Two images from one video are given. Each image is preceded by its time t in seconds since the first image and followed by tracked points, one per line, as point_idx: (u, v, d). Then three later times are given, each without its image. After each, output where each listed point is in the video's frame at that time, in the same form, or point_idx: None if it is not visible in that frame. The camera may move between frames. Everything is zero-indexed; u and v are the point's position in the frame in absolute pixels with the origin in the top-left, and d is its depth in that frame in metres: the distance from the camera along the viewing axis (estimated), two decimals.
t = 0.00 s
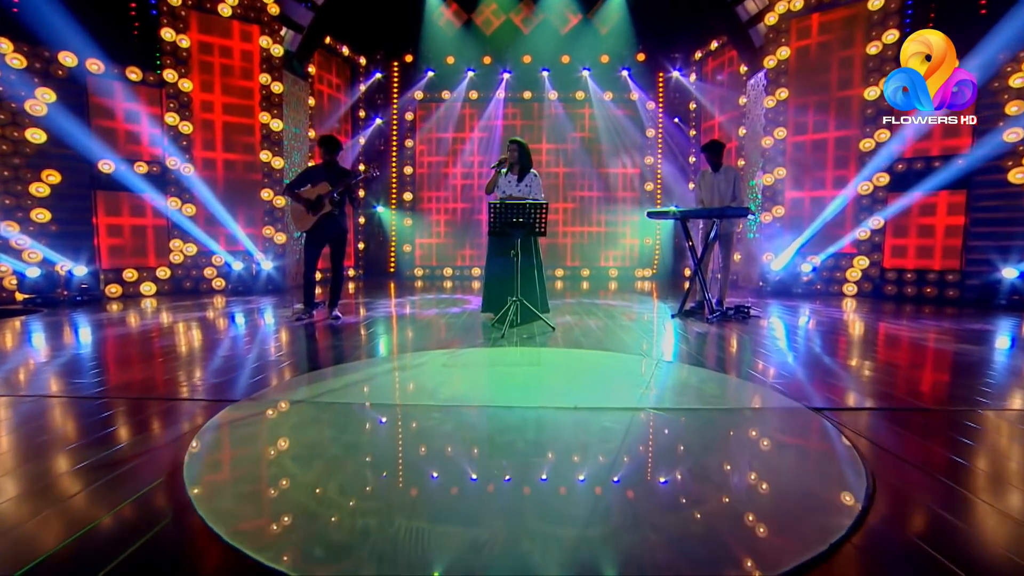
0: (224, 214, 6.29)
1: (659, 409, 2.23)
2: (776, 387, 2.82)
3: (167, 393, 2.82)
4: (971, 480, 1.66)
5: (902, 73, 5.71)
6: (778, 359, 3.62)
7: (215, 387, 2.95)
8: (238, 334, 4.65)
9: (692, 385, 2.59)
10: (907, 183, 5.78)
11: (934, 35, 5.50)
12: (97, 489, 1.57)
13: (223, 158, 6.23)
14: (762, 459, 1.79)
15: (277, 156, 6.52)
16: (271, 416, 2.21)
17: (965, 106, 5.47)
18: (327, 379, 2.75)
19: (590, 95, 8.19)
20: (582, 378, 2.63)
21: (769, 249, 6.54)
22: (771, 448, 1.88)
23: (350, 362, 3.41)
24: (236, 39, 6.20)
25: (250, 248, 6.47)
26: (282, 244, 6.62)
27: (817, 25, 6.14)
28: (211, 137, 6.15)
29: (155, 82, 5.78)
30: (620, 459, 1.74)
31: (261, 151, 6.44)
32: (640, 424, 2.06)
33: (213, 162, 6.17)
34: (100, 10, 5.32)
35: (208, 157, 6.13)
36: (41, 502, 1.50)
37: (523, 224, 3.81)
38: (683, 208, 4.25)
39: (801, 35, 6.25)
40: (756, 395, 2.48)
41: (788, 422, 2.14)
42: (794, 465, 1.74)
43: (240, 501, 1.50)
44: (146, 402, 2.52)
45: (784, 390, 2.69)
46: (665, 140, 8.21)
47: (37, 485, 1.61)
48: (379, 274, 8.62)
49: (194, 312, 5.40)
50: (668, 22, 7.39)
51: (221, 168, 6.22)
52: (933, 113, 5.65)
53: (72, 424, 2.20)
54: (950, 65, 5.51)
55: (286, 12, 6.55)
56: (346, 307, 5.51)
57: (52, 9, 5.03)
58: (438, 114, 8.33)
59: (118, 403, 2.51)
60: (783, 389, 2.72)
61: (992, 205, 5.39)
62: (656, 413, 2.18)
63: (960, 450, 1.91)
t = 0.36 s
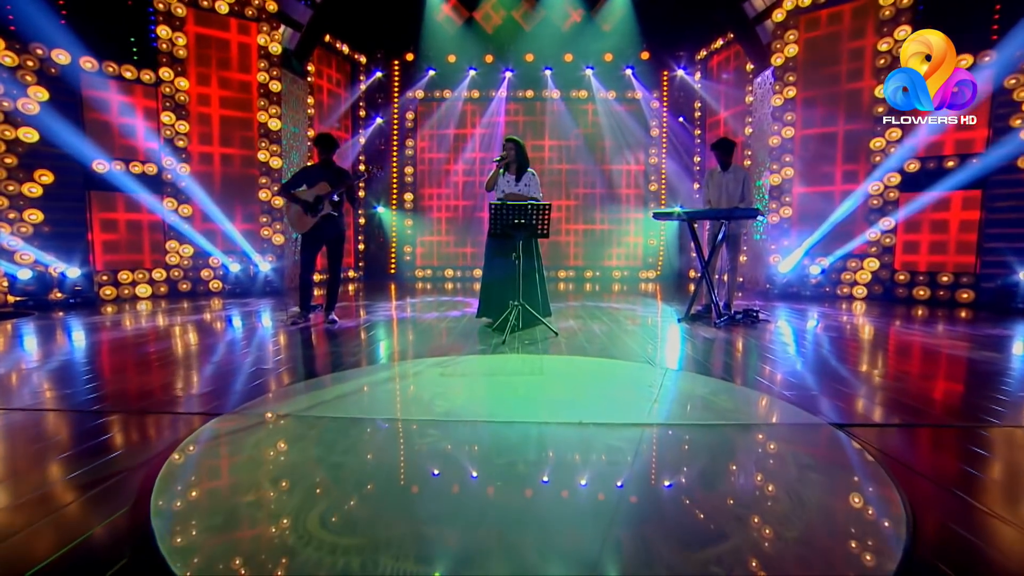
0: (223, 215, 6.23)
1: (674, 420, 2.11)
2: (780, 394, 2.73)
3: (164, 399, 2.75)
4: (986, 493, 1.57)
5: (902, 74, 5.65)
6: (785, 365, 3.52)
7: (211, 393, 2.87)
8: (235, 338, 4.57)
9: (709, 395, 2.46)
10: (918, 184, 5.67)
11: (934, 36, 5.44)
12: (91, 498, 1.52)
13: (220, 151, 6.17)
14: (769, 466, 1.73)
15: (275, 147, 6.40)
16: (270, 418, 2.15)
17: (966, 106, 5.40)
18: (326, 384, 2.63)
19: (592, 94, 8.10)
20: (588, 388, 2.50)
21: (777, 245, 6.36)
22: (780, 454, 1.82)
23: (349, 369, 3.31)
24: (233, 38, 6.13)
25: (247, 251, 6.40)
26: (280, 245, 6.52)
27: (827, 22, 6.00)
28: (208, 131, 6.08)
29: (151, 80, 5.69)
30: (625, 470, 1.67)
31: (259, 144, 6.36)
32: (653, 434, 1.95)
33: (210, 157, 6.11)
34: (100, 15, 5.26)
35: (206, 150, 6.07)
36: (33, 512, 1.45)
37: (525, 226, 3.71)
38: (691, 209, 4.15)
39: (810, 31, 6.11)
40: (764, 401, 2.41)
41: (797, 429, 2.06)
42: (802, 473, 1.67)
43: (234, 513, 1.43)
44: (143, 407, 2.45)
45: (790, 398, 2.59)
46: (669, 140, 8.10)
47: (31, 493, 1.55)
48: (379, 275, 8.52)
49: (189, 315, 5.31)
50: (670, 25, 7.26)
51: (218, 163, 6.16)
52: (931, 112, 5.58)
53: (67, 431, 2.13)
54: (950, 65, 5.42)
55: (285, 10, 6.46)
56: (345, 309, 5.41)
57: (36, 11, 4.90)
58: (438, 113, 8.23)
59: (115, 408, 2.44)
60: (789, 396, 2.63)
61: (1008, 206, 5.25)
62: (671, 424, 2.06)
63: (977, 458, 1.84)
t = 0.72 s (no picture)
0: (220, 216, 6.11)
1: (685, 427, 2.01)
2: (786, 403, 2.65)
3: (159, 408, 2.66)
4: (997, 503, 1.48)
5: (902, 74, 5.57)
6: (795, 372, 3.41)
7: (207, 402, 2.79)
8: (232, 343, 4.47)
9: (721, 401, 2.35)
10: (932, 187, 5.54)
11: (934, 36, 5.38)
12: (80, 511, 1.45)
13: (218, 147, 6.06)
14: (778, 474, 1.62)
15: (274, 143, 6.31)
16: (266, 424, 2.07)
17: (966, 106, 5.33)
18: (323, 392, 2.52)
19: (593, 92, 7.99)
20: (596, 399, 2.39)
21: (784, 241, 6.28)
22: (787, 459, 1.72)
23: (347, 377, 3.21)
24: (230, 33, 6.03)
25: (245, 254, 6.29)
26: (278, 245, 6.44)
27: (836, 19, 5.87)
28: (204, 126, 5.96)
29: (146, 78, 5.58)
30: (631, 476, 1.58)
31: (256, 139, 6.24)
32: (664, 441, 1.86)
33: (207, 152, 5.99)
34: (87, 15, 5.17)
35: (201, 144, 5.95)
36: (18, 526, 1.38)
37: (526, 227, 3.60)
38: (697, 210, 4.05)
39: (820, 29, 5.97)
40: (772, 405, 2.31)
41: (801, 433, 1.97)
42: (809, 480, 1.58)
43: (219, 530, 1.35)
44: (139, 415, 2.37)
45: (798, 407, 2.50)
46: (674, 138, 7.98)
47: (18, 506, 1.49)
48: (379, 276, 8.42)
49: (184, 318, 5.22)
50: (673, 23, 7.13)
51: (215, 158, 6.05)
52: (929, 112, 5.52)
53: (57, 441, 2.05)
54: (950, 65, 5.36)
55: (281, 8, 6.34)
56: (343, 312, 5.31)
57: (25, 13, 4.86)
58: (439, 112, 8.13)
59: (111, 416, 2.36)
60: (796, 406, 2.54)
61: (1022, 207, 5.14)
62: (682, 431, 1.96)
63: (993, 464, 1.77)
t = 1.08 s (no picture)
0: (215, 217, 6.03)
1: (694, 444, 1.90)
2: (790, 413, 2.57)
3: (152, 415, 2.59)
4: (1006, 507, 1.47)
5: (902, 74, 5.52)
6: (803, 378, 3.33)
7: (201, 410, 2.70)
8: (227, 348, 4.36)
9: (732, 414, 2.23)
10: (944, 191, 5.46)
11: (934, 35, 5.32)
12: (70, 519, 1.41)
13: (213, 141, 5.97)
14: (782, 501, 1.51)
15: (270, 139, 6.22)
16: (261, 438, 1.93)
17: (966, 106, 5.31)
18: (314, 400, 2.41)
19: (596, 90, 7.87)
20: (601, 412, 2.28)
21: (791, 241, 6.10)
22: (799, 479, 1.63)
23: (342, 386, 3.10)
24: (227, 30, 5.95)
25: (241, 255, 6.20)
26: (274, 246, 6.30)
27: (844, 16, 5.75)
28: (199, 120, 5.88)
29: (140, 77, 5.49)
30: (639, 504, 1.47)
31: (252, 136, 6.17)
32: (669, 457, 1.78)
33: (203, 146, 5.91)
34: (79, 15, 5.08)
35: (197, 138, 5.87)
36: (10, 533, 1.35)
37: (528, 229, 3.51)
38: (703, 211, 3.96)
39: (828, 26, 5.85)
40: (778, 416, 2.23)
41: (808, 445, 1.89)
42: (825, 504, 1.49)
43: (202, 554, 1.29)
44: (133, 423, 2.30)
45: (804, 418, 2.43)
46: (677, 137, 7.87)
47: (5, 516, 1.44)
48: (378, 277, 8.32)
49: (178, 320, 5.12)
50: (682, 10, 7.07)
51: (210, 152, 5.96)
52: (930, 112, 5.48)
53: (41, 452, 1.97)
54: (949, 65, 5.33)
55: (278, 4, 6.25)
56: (340, 315, 5.20)
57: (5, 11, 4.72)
58: (439, 111, 8.03)
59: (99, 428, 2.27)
60: (801, 417, 2.47)
61: None
62: (691, 448, 1.86)
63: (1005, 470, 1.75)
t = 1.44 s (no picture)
0: (211, 218, 5.95)
1: (701, 459, 1.83)
2: (796, 423, 2.51)
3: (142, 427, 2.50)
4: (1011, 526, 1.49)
5: (902, 74, 5.46)
6: (808, 384, 3.27)
7: (193, 419, 2.62)
8: (222, 352, 4.27)
9: (743, 429, 2.13)
10: (953, 192, 5.37)
11: (935, 35, 5.25)
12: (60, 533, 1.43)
13: (207, 136, 5.89)
14: (786, 505, 1.53)
15: (264, 130, 6.15)
16: (249, 449, 1.89)
17: (965, 107, 5.25)
18: (302, 413, 2.32)
19: (598, 89, 7.77)
20: (605, 426, 2.18)
21: (796, 243, 6.01)
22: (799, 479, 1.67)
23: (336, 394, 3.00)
24: (223, 28, 5.86)
25: (235, 256, 6.11)
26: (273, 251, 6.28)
27: (851, 12, 5.64)
28: (194, 114, 5.80)
29: (133, 74, 5.40)
30: (653, 542, 1.35)
31: (247, 134, 6.10)
32: (671, 470, 1.75)
33: (198, 140, 5.84)
34: (69, 10, 4.98)
35: (193, 132, 5.80)
36: None
37: (529, 231, 3.40)
38: (707, 212, 3.87)
39: (835, 22, 5.73)
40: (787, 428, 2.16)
41: (822, 461, 1.80)
42: (850, 535, 1.39)
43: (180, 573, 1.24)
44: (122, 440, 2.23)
45: (811, 429, 2.37)
46: (680, 136, 7.79)
47: None
48: (378, 278, 8.23)
49: (172, 324, 5.02)
50: (686, 6, 6.98)
51: (204, 147, 5.88)
52: (929, 112, 5.42)
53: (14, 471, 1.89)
54: (949, 66, 5.27)
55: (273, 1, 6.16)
56: (336, 318, 5.10)
57: None
58: (439, 111, 7.93)
59: (77, 448, 2.17)
60: (809, 428, 2.41)
61: None
62: (699, 464, 1.79)
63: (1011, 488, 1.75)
